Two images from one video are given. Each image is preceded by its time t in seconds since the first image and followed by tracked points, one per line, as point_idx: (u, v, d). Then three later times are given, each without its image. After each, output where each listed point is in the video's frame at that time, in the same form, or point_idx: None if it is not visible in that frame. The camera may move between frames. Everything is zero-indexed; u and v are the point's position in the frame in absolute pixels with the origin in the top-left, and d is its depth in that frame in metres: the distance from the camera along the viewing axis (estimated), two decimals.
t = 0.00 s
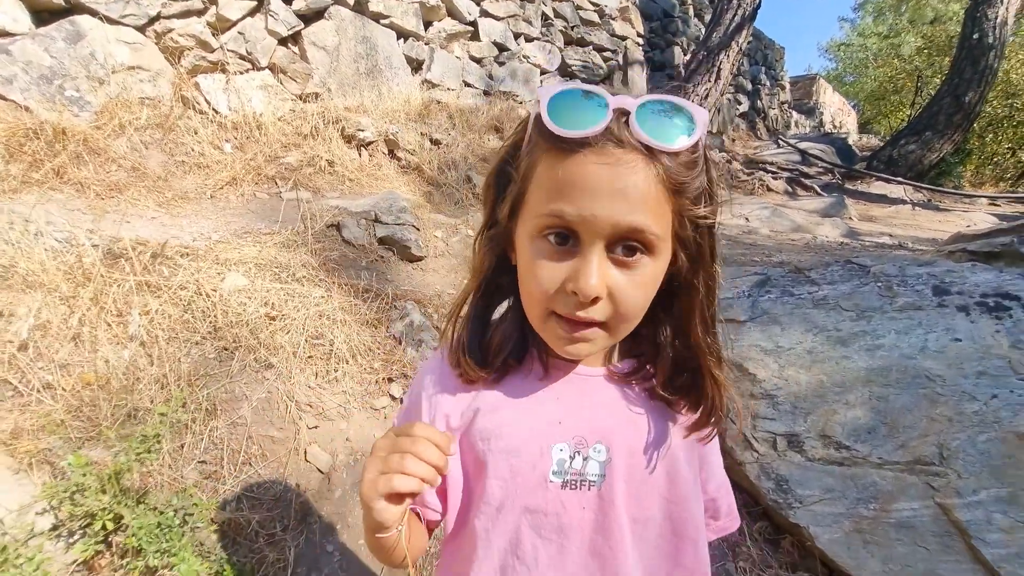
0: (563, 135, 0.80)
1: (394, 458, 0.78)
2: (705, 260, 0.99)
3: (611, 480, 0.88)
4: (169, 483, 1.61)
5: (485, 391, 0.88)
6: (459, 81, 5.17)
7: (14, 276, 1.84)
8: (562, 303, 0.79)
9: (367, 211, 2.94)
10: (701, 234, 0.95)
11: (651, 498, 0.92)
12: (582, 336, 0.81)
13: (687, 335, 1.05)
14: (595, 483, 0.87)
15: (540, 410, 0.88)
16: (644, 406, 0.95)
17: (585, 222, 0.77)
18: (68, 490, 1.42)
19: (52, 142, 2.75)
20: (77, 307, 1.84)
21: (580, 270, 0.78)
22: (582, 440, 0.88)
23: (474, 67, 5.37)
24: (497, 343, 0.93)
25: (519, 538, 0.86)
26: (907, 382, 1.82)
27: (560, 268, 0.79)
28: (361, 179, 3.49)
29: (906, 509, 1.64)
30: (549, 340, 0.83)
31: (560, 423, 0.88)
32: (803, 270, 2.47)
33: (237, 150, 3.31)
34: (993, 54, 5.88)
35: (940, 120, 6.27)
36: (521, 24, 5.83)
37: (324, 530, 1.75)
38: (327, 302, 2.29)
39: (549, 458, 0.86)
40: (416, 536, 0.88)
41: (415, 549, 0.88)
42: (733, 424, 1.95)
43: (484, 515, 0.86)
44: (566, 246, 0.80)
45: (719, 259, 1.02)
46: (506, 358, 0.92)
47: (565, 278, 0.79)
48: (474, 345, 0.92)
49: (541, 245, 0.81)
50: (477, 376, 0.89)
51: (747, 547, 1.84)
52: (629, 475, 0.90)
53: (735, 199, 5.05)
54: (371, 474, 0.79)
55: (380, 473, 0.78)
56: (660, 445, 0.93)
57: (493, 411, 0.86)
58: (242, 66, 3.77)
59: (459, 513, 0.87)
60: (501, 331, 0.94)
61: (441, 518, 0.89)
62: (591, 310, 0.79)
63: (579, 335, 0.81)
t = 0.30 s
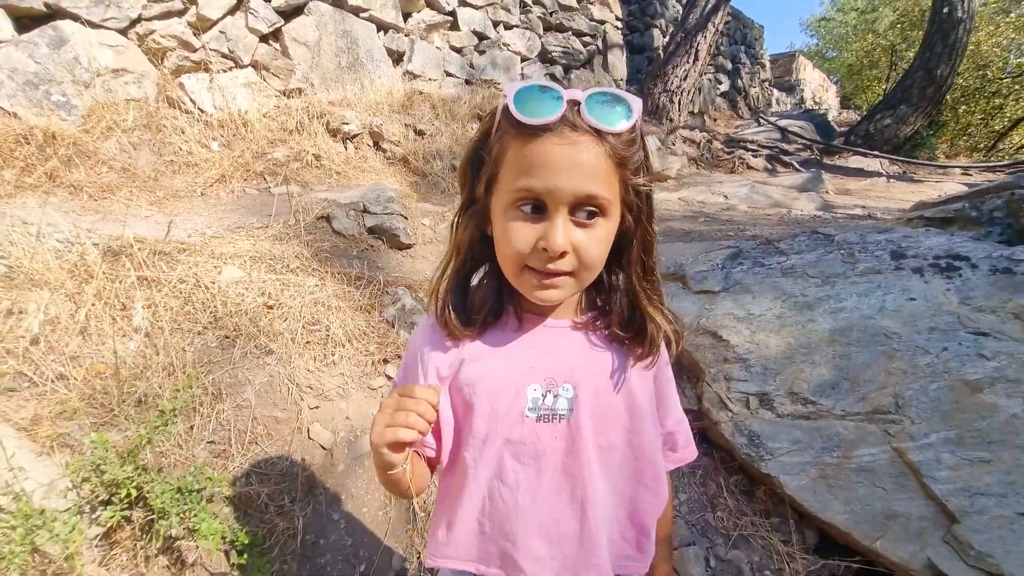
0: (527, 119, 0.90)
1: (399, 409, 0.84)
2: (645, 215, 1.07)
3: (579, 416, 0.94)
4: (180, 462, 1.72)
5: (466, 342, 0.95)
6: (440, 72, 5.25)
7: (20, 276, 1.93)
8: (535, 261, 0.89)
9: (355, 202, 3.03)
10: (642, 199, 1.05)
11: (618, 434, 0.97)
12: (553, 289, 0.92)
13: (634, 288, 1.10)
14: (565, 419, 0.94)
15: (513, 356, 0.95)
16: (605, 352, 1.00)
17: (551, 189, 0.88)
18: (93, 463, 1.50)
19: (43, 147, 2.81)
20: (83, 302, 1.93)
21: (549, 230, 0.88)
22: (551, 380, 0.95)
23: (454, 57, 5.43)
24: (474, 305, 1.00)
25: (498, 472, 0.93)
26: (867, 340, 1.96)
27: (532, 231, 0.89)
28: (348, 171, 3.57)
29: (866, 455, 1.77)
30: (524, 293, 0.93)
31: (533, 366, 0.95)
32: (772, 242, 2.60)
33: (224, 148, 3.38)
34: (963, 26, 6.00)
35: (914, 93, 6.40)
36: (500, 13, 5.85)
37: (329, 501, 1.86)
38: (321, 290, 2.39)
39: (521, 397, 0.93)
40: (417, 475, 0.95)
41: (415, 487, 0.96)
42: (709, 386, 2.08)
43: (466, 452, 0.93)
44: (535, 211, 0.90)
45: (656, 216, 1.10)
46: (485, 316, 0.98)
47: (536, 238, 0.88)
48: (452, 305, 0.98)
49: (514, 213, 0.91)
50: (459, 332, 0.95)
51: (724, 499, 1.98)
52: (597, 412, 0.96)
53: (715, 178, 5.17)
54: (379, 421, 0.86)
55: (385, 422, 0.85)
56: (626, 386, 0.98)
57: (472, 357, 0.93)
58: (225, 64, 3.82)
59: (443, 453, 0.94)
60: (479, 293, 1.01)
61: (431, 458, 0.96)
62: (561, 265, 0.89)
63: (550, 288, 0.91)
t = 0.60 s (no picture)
0: (496, 116, 1.07)
1: (386, 349, 1.01)
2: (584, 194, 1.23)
3: (531, 364, 1.12)
4: (181, 422, 1.87)
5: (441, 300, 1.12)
6: (435, 65, 5.39)
7: (37, 250, 2.08)
8: (496, 233, 1.06)
9: (350, 190, 3.19)
10: (584, 188, 1.22)
11: (563, 381, 1.16)
12: (511, 257, 1.08)
13: (577, 262, 1.26)
14: (519, 367, 1.12)
15: (478, 312, 1.12)
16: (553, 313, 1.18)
17: (512, 174, 1.05)
18: (111, 413, 1.68)
19: (51, 128, 2.94)
20: (94, 274, 2.09)
21: (508, 207, 1.05)
22: (508, 333, 1.12)
23: (449, 51, 5.58)
24: (447, 269, 1.15)
25: (463, 407, 1.11)
26: (815, 327, 2.15)
27: (495, 207, 1.06)
28: (343, 160, 3.71)
29: (807, 429, 1.97)
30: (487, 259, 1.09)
31: (495, 321, 1.13)
32: (738, 237, 2.80)
33: (224, 134, 3.52)
34: (946, 34, 6.15)
35: (897, 98, 6.55)
36: (495, 9, 6.02)
37: (321, 462, 2.01)
38: (316, 271, 2.55)
39: (482, 346, 1.11)
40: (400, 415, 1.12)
41: (397, 423, 1.12)
42: (672, 367, 2.26)
43: (437, 390, 1.11)
44: (498, 192, 1.06)
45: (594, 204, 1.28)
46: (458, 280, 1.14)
47: (498, 212, 1.05)
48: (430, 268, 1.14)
49: (481, 192, 1.08)
50: (436, 290, 1.12)
51: (682, 469, 2.15)
52: (546, 362, 1.14)
53: (699, 176, 5.34)
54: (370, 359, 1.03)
55: (374, 359, 1.02)
56: (570, 342, 1.16)
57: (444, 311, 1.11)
58: (225, 53, 3.94)
59: (419, 392, 1.11)
60: (451, 258, 1.16)
61: (410, 398, 1.13)
62: (516, 235, 1.05)
63: (507, 254, 1.07)
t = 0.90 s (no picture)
0: (498, 108, 1.12)
1: (394, 331, 1.05)
2: (575, 184, 1.29)
3: (525, 342, 1.19)
4: (181, 401, 1.91)
5: (440, 281, 1.17)
6: (435, 60, 5.44)
7: (41, 233, 2.13)
8: (496, 216, 1.11)
9: (348, 181, 3.24)
10: (575, 178, 1.29)
11: (553, 357, 1.24)
12: (509, 240, 1.14)
13: (567, 245, 1.32)
14: (513, 344, 1.19)
15: (475, 292, 1.19)
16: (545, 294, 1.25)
17: (512, 162, 1.11)
18: (115, 390, 1.74)
19: (53, 114, 2.97)
20: (97, 258, 2.14)
21: (508, 193, 1.10)
22: (503, 313, 1.19)
23: (449, 46, 5.62)
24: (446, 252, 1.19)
25: (461, 382, 1.17)
26: (799, 321, 2.22)
27: (495, 193, 1.11)
28: (342, 152, 3.76)
29: (788, 418, 2.04)
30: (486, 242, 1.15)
31: (490, 301, 1.19)
32: (727, 234, 2.87)
33: (224, 124, 3.56)
34: (941, 39, 6.16)
35: (891, 102, 6.57)
36: (495, 4, 6.05)
37: (317, 444, 2.06)
38: (314, 260, 2.61)
39: (480, 324, 1.17)
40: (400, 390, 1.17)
41: (395, 397, 1.18)
42: (660, 358, 2.32)
43: (436, 365, 1.17)
44: (499, 178, 1.12)
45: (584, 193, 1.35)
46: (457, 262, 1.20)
47: (498, 198, 1.11)
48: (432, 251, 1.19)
49: (482, 179, 1.13)
50: (437, 271, 1.17)
51: (667, 457, 2.21)
52: (537, 339, 1.22)
53: (693, 174, 5.41)
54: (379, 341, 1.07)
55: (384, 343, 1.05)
56: (560, 321, 1.24)
57: (443, 292, 1.17)
58: (226, 43, 3.98)
59: (418, 367, 1.17)
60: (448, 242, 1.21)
61: (407, 372, 1.19)
62: (515, 219, 1.11)
63: (506, 237, 1.13)
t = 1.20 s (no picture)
0: (514, 108, 1.15)
1: (411, 327, 1.09)
2: (587, 183, 1.33)
3: (536, 336, 1.23)
4: (204, 391, 1.98)
5: (456, 278, 1.21)
6: (451, 57, 5.49)
7: (71, 229, 2.21)
8: (511, 215, 1.14)
9: (364, 178, 3.29)
10: (587, 177, 1.32)
11: (564, 352, 1.27)
12: (523, 238, 1.17)
13: (579, 243, 1.37)
14: (525, 339, 1.22)
15: (489, 288, 1.22)
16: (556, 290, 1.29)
17: (527, 161, 1.13)
18: (142, 378, 1.81)
19: (80, 113, 3.06)
20: (124, 252, 2.21)
21: (522, 191, 1.13)
22: (516, 308, 1.22)
23: (464, 43, 5.66)
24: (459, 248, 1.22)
25: (474, 376, 1.20)
26: (811, 319, 2.22)
27: (510, 191, 1.14)
28: (358, 149, 3.81)
29: (798, 416, 2.04)
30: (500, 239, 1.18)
31: (503, 296, 1.22)
32: (741, 231, 2.86)
33: (244, 122, 3.63)
34: (964, 33, 6.03)
35: (911, 98, 6.42)
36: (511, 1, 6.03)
37: (333, 434, 2.12)
38: (331, 255, 2.66)
39: (493, 319, 1.20)
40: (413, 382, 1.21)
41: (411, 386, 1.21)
42: (671, 354, 2.34)
43: (450, 359, 1.20)
44: (514, 177, 1.15)
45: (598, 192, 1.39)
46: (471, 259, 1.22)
47: (513, 196, 1.14)
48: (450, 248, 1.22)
49: (497, 178, 1.16)
50: (453, 268, 1.21)
51: (677, 452, 2.23)
52: (548, 334, 1.25)
53: (708, 171, 5.37)
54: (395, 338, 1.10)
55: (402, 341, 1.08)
56: (570, 317, 1.28)
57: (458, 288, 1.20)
58: (246, 42, 4.06)
59: (432, 360, 1.20)
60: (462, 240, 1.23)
61: (422, 365, 1.22)
62: (529, 217, 1.14)
63: (519, 235, 1.16)
